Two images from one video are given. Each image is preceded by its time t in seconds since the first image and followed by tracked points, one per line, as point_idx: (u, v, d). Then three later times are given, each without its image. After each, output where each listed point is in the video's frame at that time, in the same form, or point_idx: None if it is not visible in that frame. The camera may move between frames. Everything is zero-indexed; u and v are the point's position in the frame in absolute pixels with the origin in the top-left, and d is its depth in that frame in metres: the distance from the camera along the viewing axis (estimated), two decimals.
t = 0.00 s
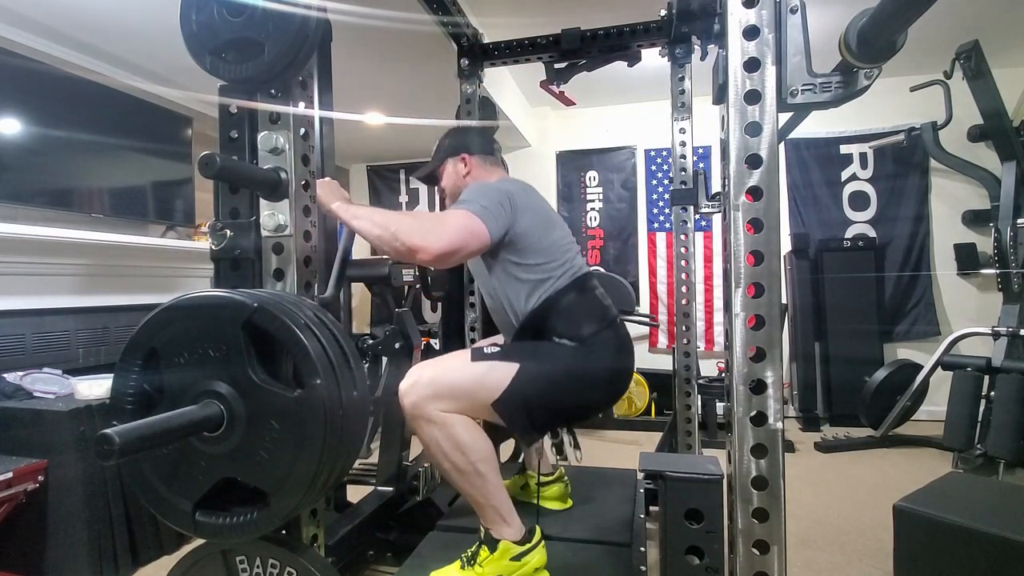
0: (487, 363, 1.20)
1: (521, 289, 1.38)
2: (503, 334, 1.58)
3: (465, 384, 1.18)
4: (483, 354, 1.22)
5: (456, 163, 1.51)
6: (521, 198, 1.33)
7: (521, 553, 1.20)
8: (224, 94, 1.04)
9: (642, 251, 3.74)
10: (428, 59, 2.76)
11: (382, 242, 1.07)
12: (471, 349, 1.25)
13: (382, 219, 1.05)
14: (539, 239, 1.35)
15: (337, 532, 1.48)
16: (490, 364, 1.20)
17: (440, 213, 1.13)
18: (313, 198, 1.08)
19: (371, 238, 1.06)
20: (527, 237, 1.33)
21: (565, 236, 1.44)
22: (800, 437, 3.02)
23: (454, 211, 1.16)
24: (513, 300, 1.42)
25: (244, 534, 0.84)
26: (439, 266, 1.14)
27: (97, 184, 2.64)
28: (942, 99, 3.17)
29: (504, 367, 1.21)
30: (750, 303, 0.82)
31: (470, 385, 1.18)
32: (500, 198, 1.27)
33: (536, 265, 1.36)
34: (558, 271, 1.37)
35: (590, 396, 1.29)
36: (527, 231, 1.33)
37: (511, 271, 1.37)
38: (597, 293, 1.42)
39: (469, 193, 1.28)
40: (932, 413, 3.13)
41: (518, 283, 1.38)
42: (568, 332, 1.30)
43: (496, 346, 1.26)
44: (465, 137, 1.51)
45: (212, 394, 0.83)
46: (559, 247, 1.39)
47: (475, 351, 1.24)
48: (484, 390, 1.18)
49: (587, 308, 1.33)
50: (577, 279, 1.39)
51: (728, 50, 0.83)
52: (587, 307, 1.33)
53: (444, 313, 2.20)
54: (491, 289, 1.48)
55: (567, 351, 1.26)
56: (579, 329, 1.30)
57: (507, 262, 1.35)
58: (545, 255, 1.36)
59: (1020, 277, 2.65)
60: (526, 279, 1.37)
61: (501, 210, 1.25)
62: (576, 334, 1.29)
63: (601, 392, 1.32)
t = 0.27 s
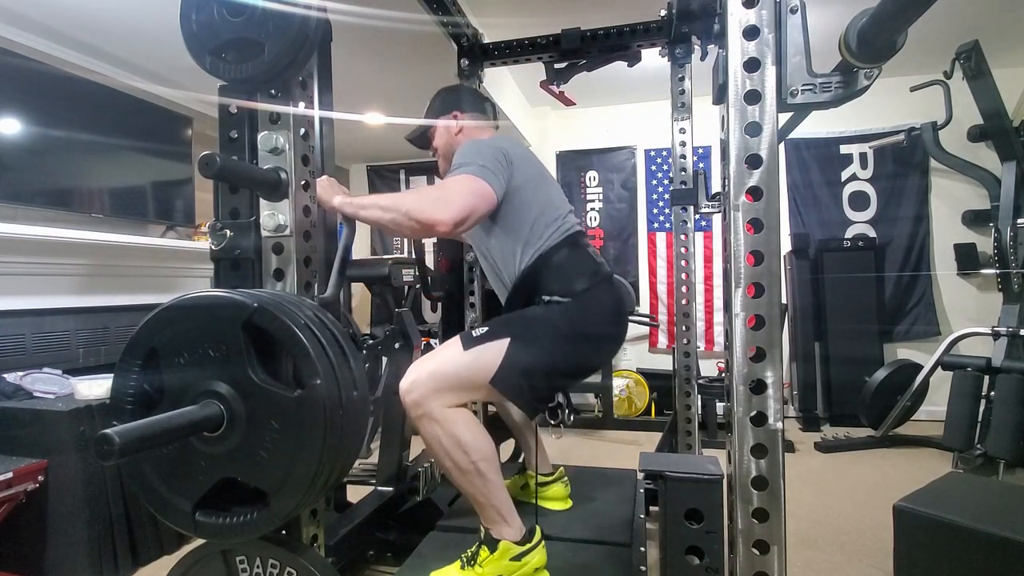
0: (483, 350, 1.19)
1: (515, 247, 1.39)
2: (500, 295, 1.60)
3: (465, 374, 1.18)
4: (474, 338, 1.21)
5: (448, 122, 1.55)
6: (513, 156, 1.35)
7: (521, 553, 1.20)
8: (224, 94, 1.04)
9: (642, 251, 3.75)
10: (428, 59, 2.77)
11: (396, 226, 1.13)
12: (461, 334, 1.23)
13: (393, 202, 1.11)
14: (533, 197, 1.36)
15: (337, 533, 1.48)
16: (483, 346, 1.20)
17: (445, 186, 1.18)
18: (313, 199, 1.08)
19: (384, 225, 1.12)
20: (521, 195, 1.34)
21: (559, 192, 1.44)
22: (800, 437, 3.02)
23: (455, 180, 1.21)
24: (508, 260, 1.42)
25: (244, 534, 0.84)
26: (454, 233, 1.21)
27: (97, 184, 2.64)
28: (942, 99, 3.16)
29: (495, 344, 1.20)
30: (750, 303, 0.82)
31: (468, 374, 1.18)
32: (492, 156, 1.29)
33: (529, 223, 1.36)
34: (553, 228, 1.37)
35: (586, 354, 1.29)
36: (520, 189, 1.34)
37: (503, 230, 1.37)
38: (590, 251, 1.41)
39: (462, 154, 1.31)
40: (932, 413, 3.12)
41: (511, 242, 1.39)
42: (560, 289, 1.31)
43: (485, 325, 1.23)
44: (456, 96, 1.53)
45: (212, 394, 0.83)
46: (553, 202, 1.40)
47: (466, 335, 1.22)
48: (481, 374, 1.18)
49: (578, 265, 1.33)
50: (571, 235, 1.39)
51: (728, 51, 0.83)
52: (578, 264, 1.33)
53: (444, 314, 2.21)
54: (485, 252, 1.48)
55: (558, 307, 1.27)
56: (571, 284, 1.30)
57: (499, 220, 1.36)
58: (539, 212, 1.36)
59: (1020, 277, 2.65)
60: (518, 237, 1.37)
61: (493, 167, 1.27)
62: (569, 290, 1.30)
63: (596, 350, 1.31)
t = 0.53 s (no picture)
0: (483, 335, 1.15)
1: (509, 201, 1.36)
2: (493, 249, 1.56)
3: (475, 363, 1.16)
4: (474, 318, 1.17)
5: (442, 75, 1.49)
6: (509, 106, 1.32)
7: (521, 553, 1.19)
8: (224, 94, 1.04)
9: (642, 252, 3.85)
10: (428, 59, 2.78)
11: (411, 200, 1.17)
12: (460, 318, 1.19)
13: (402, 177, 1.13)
14: (530, 150, 1.33)
15: (337, 532, 1.48)
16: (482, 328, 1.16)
17: (446, 146, 1.17)
18: (313, 198, 1.09)
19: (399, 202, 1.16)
20: (517, 148, 1.31)
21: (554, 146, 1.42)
22: (800, 437, 3.02)
23: (454, 140, 1.19)
24: (502, 215, 1.39)
25: (244, 534, 0.84)
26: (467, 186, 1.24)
27: (97, 184, 2.64)
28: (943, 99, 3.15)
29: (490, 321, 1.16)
30: (750, 303, 0.82)
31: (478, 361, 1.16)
32: (486, 107, 1.26)
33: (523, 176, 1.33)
34: (548, 182, 1.34)
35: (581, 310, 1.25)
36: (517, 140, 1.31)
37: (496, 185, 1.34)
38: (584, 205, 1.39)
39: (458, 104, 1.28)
40: (932, 413, 3.13)
41: (505, 196, 1.35)
42: (551, 241, 1.28)
43: (480, 304, 1.20)
44: (448, 50, 1.49)
45: (212, 394, 0.83)
46: (548, 156, 1.37)
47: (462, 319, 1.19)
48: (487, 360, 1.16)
49: (570, 218, 1.31)
50: (565, 190, 1.36)
51: (728, 51, 0.83)
52: (570, 217, 1.31)
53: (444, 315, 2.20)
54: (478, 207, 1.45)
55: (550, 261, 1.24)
56: (563, 237, 1.27)
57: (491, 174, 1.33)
58: (534, 165, 1.33)
59: (1020, 277, 2.65)
60: (512, 191, 1.34)
61: (487, 117, 1.24)
62: (561, 243, 1.27)
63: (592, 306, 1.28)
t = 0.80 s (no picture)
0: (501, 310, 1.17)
1: (496, 137, 1.33)
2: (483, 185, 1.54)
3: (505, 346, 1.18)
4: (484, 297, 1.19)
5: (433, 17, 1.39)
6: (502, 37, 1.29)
7: (522, 554, 1.19)
8: (224, 94, 1.04)
9: (642, 252, 3.75)
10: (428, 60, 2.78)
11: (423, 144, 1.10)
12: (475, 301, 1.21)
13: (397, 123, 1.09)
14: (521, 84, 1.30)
15: (337, 532, 1.48)
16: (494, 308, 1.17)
17: (432, 82, 1.16)
18: (313, 197, 1.08)
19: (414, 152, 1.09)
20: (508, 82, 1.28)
21: (547, 84, 1.39)
22: (800, 437, 3.02)
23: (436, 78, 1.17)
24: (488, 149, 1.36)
25: (244, 534, 0.84)
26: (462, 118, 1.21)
27: (96, 184, 2.65)
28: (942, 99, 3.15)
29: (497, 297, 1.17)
30: (750, 303, 0.82)
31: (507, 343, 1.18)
32: (477, 35, 1.23)
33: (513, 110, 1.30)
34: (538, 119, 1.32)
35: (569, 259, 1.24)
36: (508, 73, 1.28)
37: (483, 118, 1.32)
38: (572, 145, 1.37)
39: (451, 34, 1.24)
40: (932, 413, 3.13)
41: (493, 131, 1.33)
42: (537, 180, 1.26)
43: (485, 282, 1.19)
44: None
45: (212, 394, 0.83)
46: (539, 93, 1.34)
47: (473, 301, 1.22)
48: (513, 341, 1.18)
49: (557, 156, 1.29)
50: (555, 130, 1.33)
51: (728, 51, 0.83)
52: (558, 155, 1.29)
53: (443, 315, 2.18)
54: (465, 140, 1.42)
55: (537, 203, 1.23)
56: (548, 175, 1.26)
57: (480, 107, 1.30)
58: (524, 102, 1.31)
59: (1019, 277, 2.65)
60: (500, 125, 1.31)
61: (479, 45, 1.21)
62: (547, 181, 1.26)
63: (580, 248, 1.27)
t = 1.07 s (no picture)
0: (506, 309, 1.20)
1: (486, 125, 1.33)
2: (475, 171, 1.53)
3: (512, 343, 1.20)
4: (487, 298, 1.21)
5: None
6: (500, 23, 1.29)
7: (522, 554, 1.19)
8: (223, 94, 1.04)
9: (642, 252, 3.75)
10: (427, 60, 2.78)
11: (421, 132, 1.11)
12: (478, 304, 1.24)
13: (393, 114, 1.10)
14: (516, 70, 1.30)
15: (337, 532, 1.48)
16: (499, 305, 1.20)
17: (427, 66, 1.16)
18: (313, 197, 1.08)
19: (410, 141, 1.10)
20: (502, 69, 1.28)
21: (545, 76, 1.38)
22: (800, 437, 3.02)
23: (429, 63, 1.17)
24: (479, 135, 1.36)
25: (244, 534, 0.84)
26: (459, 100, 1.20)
27: (97, 184, 2.65)
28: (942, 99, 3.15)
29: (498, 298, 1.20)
30: (750, 303, 0.82)
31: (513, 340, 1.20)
32: (473, 22, 1.23)
33: (506, 99, 1.30)
34: (530, 109, 1.31)
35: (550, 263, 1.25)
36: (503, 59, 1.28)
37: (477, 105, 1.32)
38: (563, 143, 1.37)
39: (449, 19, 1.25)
40: (932, 413, 3.13)
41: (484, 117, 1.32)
42: (523, 173, 1.26)
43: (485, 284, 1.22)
44: None
45: (212, 394, 0.83)
46: (535, 82, 1.34)
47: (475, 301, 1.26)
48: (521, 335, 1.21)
49: (545, 150, 1.28)
50: (546, 125, 1.32)
51: (728, 51, 0.83)
52: (546, 148, 1.28)
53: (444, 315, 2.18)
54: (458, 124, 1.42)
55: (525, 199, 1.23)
56: (534, 170, 1.26)
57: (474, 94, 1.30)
58: (517, 91, 1.31)
59: (1020, 277, 2.65)
60: (492, 112, 1.31)
61: (474, 33, 1.21)
62: (534, 176, 1.26)
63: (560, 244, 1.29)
